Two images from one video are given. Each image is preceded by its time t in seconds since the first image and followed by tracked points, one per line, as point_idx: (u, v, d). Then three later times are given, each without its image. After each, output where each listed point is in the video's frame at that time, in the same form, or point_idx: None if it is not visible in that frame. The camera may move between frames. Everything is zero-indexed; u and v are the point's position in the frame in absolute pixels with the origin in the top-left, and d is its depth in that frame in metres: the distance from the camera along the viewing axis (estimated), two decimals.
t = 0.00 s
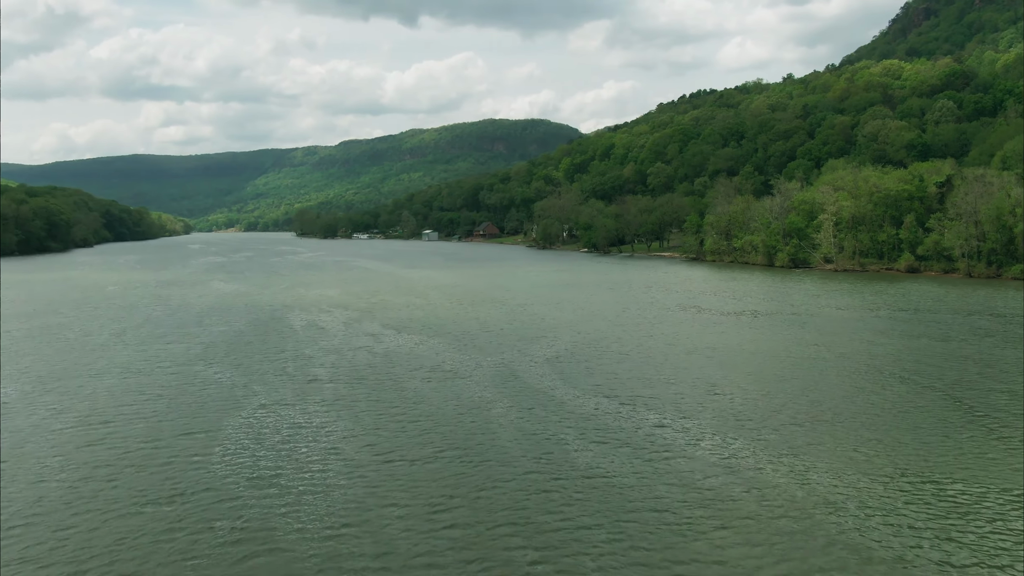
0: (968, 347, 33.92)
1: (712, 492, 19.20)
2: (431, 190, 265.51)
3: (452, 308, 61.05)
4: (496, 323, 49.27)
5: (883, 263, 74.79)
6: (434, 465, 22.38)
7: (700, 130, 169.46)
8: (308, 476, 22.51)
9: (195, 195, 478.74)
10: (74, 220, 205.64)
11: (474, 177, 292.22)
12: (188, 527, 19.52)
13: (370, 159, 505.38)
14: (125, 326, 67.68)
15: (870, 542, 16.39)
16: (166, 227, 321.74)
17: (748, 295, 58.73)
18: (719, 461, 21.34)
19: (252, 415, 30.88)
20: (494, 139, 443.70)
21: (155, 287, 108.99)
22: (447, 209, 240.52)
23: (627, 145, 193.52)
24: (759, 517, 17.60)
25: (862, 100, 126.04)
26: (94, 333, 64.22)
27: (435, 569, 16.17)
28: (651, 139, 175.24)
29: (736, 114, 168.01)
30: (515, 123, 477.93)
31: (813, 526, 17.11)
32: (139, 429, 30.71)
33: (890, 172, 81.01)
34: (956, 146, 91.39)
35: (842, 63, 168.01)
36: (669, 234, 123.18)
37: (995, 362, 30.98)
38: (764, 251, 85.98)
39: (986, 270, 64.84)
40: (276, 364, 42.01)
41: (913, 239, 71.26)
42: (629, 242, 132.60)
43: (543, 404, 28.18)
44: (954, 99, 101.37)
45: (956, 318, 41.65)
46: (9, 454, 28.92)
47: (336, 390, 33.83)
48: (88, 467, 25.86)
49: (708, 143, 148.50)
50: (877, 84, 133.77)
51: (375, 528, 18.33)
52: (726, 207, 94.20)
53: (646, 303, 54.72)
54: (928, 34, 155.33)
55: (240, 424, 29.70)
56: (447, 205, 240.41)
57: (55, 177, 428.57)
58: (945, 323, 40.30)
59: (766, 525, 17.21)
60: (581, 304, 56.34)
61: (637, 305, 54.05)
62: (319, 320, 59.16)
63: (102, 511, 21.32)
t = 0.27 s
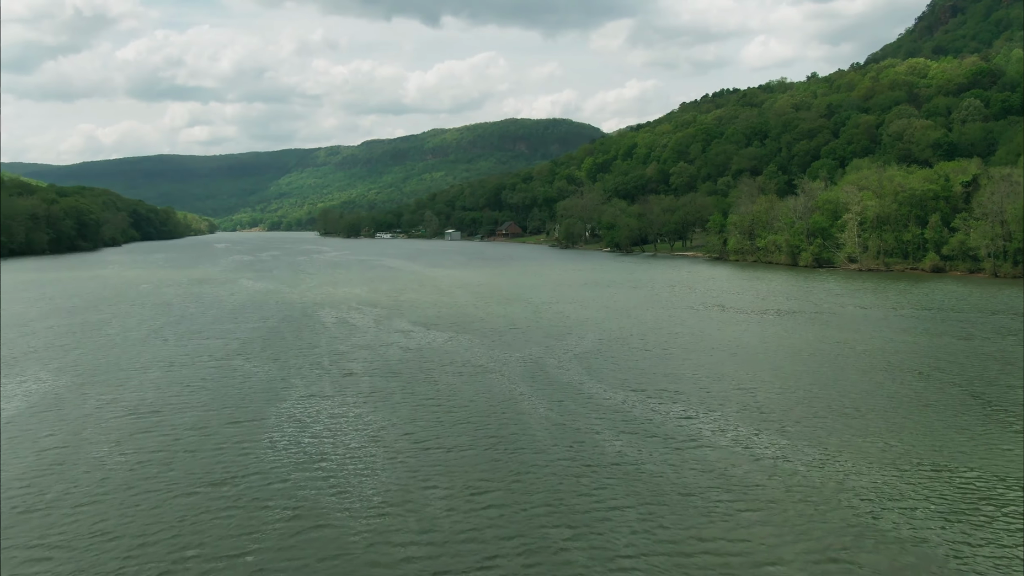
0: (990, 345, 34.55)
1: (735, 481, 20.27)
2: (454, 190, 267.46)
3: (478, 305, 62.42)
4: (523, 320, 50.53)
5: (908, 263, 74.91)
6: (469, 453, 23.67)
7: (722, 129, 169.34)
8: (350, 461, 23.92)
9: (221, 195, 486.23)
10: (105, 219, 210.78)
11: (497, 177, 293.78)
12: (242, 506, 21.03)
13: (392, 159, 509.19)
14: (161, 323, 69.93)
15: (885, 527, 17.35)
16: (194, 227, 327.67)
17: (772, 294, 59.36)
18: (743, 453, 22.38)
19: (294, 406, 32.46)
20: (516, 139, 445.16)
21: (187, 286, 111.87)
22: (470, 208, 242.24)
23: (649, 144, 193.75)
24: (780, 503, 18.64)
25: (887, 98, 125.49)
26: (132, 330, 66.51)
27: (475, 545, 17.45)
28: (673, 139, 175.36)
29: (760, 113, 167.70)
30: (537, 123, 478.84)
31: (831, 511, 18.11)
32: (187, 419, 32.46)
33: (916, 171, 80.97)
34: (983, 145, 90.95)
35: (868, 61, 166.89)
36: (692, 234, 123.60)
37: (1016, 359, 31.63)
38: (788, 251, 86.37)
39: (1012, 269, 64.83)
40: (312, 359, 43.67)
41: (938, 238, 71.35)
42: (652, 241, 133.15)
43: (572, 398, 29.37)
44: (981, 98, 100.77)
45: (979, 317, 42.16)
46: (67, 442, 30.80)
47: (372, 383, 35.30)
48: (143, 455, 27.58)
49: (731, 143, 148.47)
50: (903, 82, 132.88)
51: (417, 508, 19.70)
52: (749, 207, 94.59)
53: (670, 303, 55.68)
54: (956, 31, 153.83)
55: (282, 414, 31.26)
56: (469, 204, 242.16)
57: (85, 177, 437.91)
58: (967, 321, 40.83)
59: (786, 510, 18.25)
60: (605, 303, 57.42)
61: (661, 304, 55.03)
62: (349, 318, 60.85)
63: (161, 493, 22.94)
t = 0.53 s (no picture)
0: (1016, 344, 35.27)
1: (763, 472, 21.54)
2: (481, 189, 269.47)
3: (510, 303, 63.99)
4: (554, 317, 52.00)
5: (938, 262, 74.92)
6: (510, 441, 25.24)
7: (751, 128, 168.97)
8: (398, 448, 25.59)
9: (250, 195, 494.14)
10: (138, 218, 216.21)
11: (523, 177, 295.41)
12: (302, 488, 22.85)
13: (419, 158, 513.29)
14: (203, 319, 72.55)
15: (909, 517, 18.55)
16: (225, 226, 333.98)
17: (801, 293, 60.04)
18: (771, 448, 23.56)
19: (339, 397, 34.29)
20: (542, 139, 446.34)
21: (223, 283, 115.14)
22: (497, 208, 244.09)
23: (677, 144, 193.81)
24: (806, 493, 19.95)
25: (919, 97, 124.62)
26: (176, 326, 69.18)
27: (520, 523, 19.05)
28: (701, 138, 175.24)
29: (789, 112, 167.05)
30: (563, 122, 479.44)
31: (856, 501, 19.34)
32: (238, 409, 34.41)
33: (947, 170, 80.81)
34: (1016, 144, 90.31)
35: (899, 59, 165.39)
36: (719, 233, 123.93)
37: None
38: (817, 251, 86.66)
39: None
40: (353, 353, 45.58)
41: (970, 238, 71.33)
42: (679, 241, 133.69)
43: (606, 392, 30.77)
44: (1015, 96, 99.91)
45: (1007, 316, 42.68)
46: (131, 429, 32.99)
47: (412, 377, 37.06)
48: (203, 441, 29.60)
49: (759, 142, 148.27)
50: (936, 81, 131.68)
51: (465, 490, 21.36)
52: (778, 206, 94.94)
53: (698, 300, 56.76)
54: (990, 28, 151.83)
55: (329, 404, 33.10)
56: (496, 204, 244.03)
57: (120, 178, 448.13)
58: (995, 321, 41.47)
59: (811, 498, 19.60)
60: (634, 301, 58.64)
61: (689, 302, 56.12)
62: (384, 315, 62.78)
63: (225, 475, 24.86)
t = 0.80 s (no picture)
0: None
1: (785, 467, 22.78)
2: (504, 189, 270.89)
3: (536, 301, 65.30)
4: (581, 315, 53.25)
5: (965, 262, 74.88)
6: (543, 433, 26.65)
7: (776, 127, 168.50)
8: (436, 437, 27.13)
9: (276, 195, 500.53)
10: (167, 218, 220.61)
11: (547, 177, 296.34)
12: (349, 473, 24.42)
13: (443, 158, 516.21)
14: (237, 316, 74.71)
15: (926, 510, 19.72)
16: (251, 226, 338.97)
17: (826, 292, 60.72)
18: (794, 446, 24.78)
19: (377, 389, 35.88)
20: (565, 138, 446.91)
21: (254, 282, 117.75)
22: (520, 207, 245.35)
23: (701, 143, 193.66)
24: (827, 488, 21.14)
25: (947, 96, 123.84)
26: (211, 322, 71.35)
27: (557, 508, 20.45)
28: (726, 138, 175.08)
29: (815, 111, 166.36)
30: (586, 122, 479.57)
31: (874, 497, 20.55)
32: (280, 401, 36.12)
33: (975, 170, 80.66)
34: None
35: (928, 57, 163.99)
36: (744, 233, 124.08)
37: None
38: (842, 251, 86.86)
39: None
40: (386, 349, 47.20)
41: (998, 238, 71.29)
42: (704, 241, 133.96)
43: (634, 388, 32.07)
44: None
45: None
46: (180, 419, 34.82)
47: (446, 372, 38.58)
48: (250, 430, 31.30)
49: (784, 141, 147.97)
50: (964, 79, 130.65)
51: (503, 477, 22.80)
52: (804, 206, 95.16)
53: (722, 299, 57.64)
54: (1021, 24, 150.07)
55: (368, 397, 34.72)
56: (520, 203, 245.32)
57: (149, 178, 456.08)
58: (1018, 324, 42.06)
59: (831, 494, 20.83)
60: (659, 300, 59.70)
61: (714, 300, 57.07)
62: (414, 312, 64.44)
63: (275, 461, 26.52)
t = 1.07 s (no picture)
0: None
1: (806, 459, 23.97)
2: (527, 189, 272.08)
3: (562, 300, 66.54)
4: (606, 313, 54.54)
5: (992, 262, 74.84)
6: (572, 424, 28.13)
7: (800, 127, 168.03)
8: (473, 427, 28.64)
9: (300, 195, 506.51)
10: (194, 218, 224.77)
11: (569, 177, 297.07)
12: (391, 459, 26.01)
13: (465, 158, 518.76)
14: (270, 314, 76.84)
15: (940, 498, 20.86)
16: (276, 226, 343.86)
17: (849, 292, 61.39)
18: (815, 438, 25.95)
19: (412, 383, 37.49)
20: (588, 138, 447.73)
21: (283, 280, 120.24)
22: (542, 207, 246.66)
23: (725, 143, 193.50)
24: (844, 477, 22.39)
25: (975, 95, 123.05)
26: (245, 320, 73.55)
27: (589, 492, 21.89)
28: (750, 137, 174.81)
29: (840, 110, 165.65)
30: (609, 121, 479.45)
31: (893, 487, 21.68)
32: (319, 393, 37.83)
33: (1003, 169, 80.50)
34: None
35: (956, 55, 162.60)
36: (768, 233, 124.20)
37: None
38: (867, 251, 87.10)
39: None
40: (418, 345, 48.83)
41: None
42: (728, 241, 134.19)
43: (660, 384, 33.33)
44: None
45: None
46: (225, 410, 36.65)
47: (477, 366, 40.11)
48: (293, 420, 33.06)
49: (809, 141, 147.66)
50: (992, 78, 129.74)
51: (536, 464, 24.30)
52: (828, 206, 95.34)
53: (747, 298, 58.48)
54: None
55: (403, 390, 36.38)
56: (542, 204, 246.68)
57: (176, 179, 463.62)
58: None
59: (851, 482, 22.06)
60: (682, 299, 60.70)
61: (738, 300, 57.94)
62: (442, 310, 66.03)
63: (320, 449, 28.18)
